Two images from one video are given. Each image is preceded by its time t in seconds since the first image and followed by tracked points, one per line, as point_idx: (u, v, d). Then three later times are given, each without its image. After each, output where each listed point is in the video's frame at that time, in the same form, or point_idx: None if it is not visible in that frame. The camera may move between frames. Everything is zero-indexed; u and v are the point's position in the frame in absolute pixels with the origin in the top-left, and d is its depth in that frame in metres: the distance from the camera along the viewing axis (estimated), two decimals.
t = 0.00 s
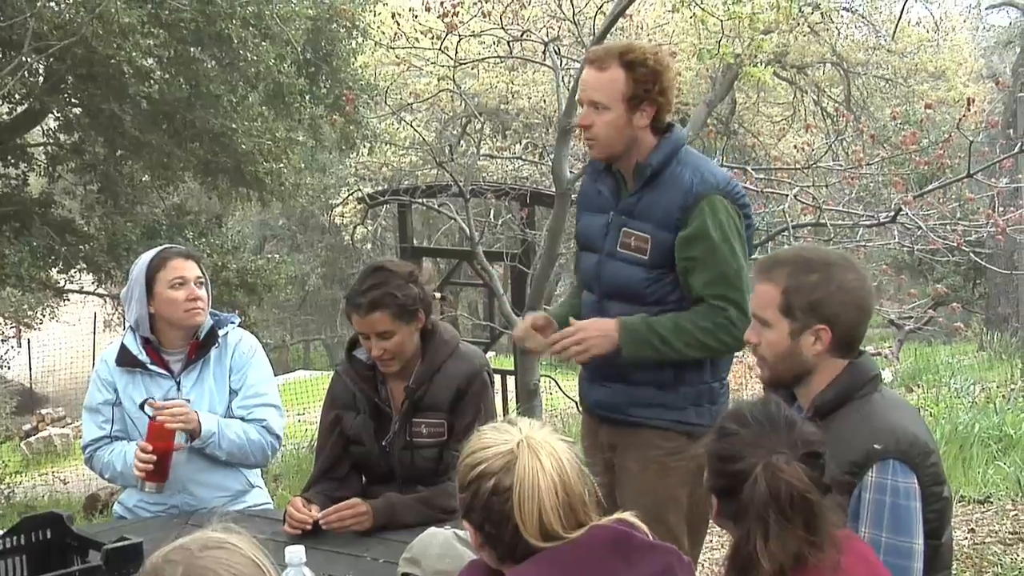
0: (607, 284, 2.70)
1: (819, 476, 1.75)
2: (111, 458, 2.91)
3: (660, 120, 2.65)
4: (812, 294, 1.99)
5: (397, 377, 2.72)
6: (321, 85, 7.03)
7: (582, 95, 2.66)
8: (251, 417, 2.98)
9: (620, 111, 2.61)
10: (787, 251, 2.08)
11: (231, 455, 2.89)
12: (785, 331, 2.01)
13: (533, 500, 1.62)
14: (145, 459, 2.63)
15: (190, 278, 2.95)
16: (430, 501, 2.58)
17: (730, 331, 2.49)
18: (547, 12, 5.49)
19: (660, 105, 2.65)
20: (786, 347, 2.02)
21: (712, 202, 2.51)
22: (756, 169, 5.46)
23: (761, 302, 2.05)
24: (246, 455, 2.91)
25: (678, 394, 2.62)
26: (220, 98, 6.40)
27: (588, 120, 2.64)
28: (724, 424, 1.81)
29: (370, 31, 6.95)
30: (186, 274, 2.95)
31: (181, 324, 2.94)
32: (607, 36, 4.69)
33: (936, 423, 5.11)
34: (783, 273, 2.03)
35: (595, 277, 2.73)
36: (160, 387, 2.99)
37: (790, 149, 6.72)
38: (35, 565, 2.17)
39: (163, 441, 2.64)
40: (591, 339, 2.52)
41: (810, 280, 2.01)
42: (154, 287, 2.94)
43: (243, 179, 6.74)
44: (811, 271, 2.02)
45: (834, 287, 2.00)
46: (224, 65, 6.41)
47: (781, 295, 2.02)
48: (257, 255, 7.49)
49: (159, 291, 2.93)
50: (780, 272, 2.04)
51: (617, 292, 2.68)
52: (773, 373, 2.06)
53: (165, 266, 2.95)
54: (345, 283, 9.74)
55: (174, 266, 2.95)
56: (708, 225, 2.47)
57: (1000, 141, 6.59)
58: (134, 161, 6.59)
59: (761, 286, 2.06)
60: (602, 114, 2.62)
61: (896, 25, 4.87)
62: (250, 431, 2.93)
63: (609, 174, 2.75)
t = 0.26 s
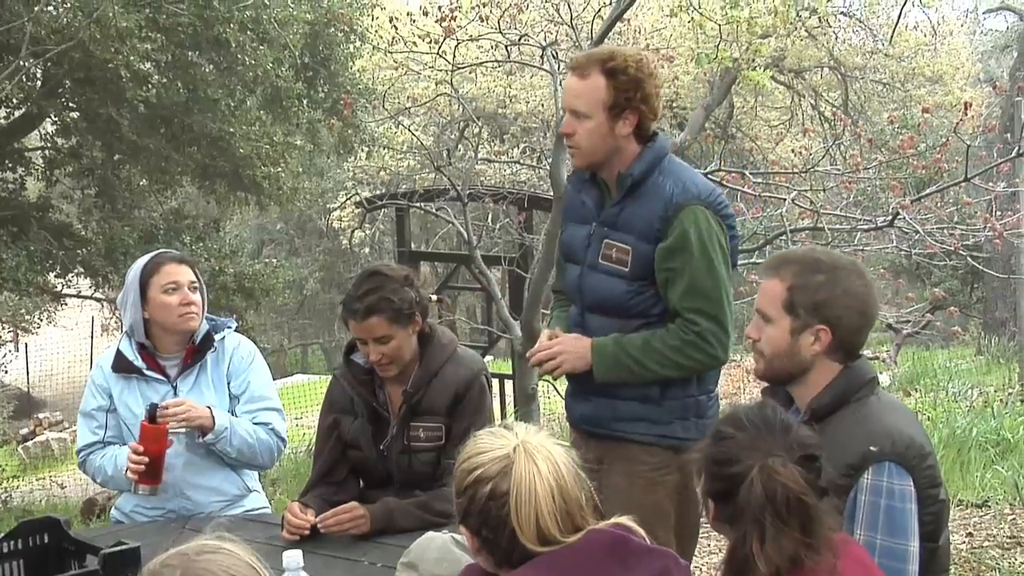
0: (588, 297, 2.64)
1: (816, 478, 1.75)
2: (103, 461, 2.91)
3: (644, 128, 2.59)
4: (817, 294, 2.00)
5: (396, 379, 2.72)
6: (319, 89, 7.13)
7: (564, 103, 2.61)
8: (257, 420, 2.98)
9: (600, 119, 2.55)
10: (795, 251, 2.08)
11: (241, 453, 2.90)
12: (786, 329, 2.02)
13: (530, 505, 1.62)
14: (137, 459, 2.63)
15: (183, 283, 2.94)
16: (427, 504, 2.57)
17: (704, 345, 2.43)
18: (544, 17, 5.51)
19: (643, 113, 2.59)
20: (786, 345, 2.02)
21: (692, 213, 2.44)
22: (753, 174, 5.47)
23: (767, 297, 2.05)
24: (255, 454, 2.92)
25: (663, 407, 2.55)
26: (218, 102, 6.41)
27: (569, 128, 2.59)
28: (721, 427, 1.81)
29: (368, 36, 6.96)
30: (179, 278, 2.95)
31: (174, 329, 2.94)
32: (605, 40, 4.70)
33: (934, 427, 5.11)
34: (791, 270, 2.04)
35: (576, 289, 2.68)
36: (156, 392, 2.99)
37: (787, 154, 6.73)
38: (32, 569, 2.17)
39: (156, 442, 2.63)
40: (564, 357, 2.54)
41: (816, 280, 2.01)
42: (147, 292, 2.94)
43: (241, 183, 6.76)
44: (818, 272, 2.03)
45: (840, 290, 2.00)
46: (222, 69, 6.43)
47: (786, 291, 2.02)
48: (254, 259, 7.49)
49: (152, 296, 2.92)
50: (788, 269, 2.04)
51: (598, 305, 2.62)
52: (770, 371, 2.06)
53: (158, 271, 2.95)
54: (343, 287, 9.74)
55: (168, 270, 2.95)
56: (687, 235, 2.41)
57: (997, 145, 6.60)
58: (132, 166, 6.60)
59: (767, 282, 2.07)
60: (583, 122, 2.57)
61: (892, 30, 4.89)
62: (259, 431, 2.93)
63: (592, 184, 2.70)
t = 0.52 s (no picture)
0: (580, 303, 2.63)
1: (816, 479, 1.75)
2: (101, 464, 2.91)
3: (632, 133, 2.58)
4: (810, 296, 1.99)
5: (394, 381, 2.72)
6: (318, 90, 7.13)
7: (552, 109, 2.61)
8: (254, 423, 2.97)
9: (587, 124, 2.54)
10: (787, 254, 2.08)
11: (238, 458, 2.90)
12: (782, 332, 2.01)
13: (530, 507, 1.62)
14: (146, 462, 2.65)
15: (180, 285, 2.94)
16: (427, 506, 2.58)
17: (696, 352, 2.43)
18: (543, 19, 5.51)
19: (632, 117, 2.58)
20: (783, 348, 2.01)
21: (683, 217, 2.43)
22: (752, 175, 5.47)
23: (760, 303, 2.05)
24: (252, 458, 2.92)
25: (657, 413, 2.54)
26: (217, 102, 6.42)
27: (557, 134, 2.58)
28: (720, 428, 1.81)
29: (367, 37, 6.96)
30: (176, 281, 2.94)
31: (172, 331, 2.93)
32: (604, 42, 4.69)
33: (933, 428, 5.12)
34: (781, 275, 2.03)
35: (568, 295, 2.67)
36: (155, 394, 2.99)
37: (786, 155, 6.73)
38: (30, 570, 2.17)
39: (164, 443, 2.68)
40: (557, 360, 2.54)
41: (807, 283, 2.01)
42: (145, 294, 2.93)
43: (240, 184, 6.78)
44: (810, 274, 2.02)
45: (832, 290, 2.00)
46: (221, 70, 6.43)
47: (780, 295, 2.02)
48: (253, 261, 7.49)
49: (150, 299, 2.92)
50: (780, 274, 2.04)
51: (590, 311, 2.61)
52: (770, 376, 2.06)
53: (155, 274, 2.94)
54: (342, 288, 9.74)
55: (166, 273, 2.94)
56: (678, 240, 2.41)
57: (996, 147, 6.61)
58: (131, 167, 6.59)
59: (760, 287, 2.07)
60: (571, 127, 2.55)
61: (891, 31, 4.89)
62: (256, 435, 2.94)
63: (583, 190, 2.69)
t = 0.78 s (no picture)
0: (580, 304, 2.63)
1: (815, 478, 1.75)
2: (102, 464, 2.91)
3: (631, 135, 2.57)
4: (813, 296, 1.99)
5: (394, 382, 2.71)
6: (317, 90, 7.13)
7: (552, 112, 2.61)
8: (250, 424, 2.97)
9: (584, 126, 2.54)
10: (792, 253, 2.09)
11: (234, 460, 2.90)
12: (784, 332, 2.01)
13: (530, 507, 1.62)
14: (146, 463, 2.65)
15: (179, 286, 2.94)
16: (426, 506, 2.58)
17: (693, 353, 2.42)
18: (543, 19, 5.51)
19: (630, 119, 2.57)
20: (785, 347, 2.01)
21: (679, 219, 2.42)
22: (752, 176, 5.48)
23: (764, 300, 2.05)
24: (248, 460, 2.92)
25: (656, 414, 2.54)
26: (217, 102, 6.42)
27: (556, 137, 2.58)
28: (719, 428, 1.81)
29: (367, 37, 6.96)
30: (175, 282, 2.94)
31: (171, 331, 2.93)
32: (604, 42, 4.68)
33: (933, 428, 5.12)
34: (785, 275, 2.03)
35: (570, 296, 2.67)
36: (154, 394, 2.99)
37: (786, 155, 6.73)
38: (30, 570, 2.17)
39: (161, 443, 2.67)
40: (555, 364, 2.55)
41: (810, 282, 2.01)
42: (144, 294, 2.93)
43: (240, 184, 6.78)
44: (814, 273, 2.02)
45: (835, 290, 2.00)
46: (221, 70, 6.43)
47: (782, 294, 2.02)
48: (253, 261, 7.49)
49: (148, 300, 2.92)
50: (784, 272, 2.04)
51: (590, 312, 2.61)
52: (771, 374, 2.06)
53: (154, 275, 2.94)
54: (342, 289, 9.74)
55: (164, 274, 2.94)
56: (673, 242, 2.40)
57: (996, 147, 6.61)
58: (131, 167, 6.59)
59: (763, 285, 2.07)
60: (569, 130, 2.56)
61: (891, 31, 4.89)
62: (255, 436, 2.94)
63: (583, 191, 2.69)
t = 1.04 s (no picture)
0: (589, 298, 2.64)
1: (816, 478, 1.75)
2: (102, 463, 2.91)
3: (638, 133, 2.57)
4: (818, 295, 1.99)
5: (395, 380, 2.71)
6: (318, 90, 7.14)
7: (558, 110, 2.61)
8: (256, 423, 2.97)
9: (589, 125, 2.55)
10: (796, 252, 2.09)
11: (241, 456, 2.90)
12: (789, 331, 2.01)
13: (530, 505, 1.62)
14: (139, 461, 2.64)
15: (179, 285, 2.94)
16: (427, 506, 2.58)
17: (697, 350, 2.42)
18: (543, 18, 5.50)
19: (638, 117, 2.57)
20: (789, 346, 2.01)
21: (683, 217, 2.42)
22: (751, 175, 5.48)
23: (767, 299, 2.04)
24: (255, 457, 2.92)
25: (661, 407, 2.53)
26: (217, 101, 6.43)
27: (563, 136, 2.59)
28: (719, 428, 1.81)
29: (367, 37, 6.96)
30: (176, 281, 2.94)
31: (172, 331, 2.93)
32: (604, 41, 4.68)
33: (933, 428, 5.11)
34: (790, 274, 2.03)
35: (578, 291, 2.68)
36: (154, 393, 2.99)
37: (786, 153, 6.73)
38: (30, 570, 2.17)
39: (157, 445, 2.65)
40: (564, 350, 2.57)
41: (816, 281, 2.01)
42: (144, 294, 2.93)
43: (240, 183, 6.78)
44: (819, 272, 2.03)
45: (840, 289, 2.00)
46: (221, 70, 6.43)
47: (787, 293, 2.02)
48: (252, 261, 7.49)
49: (149, 300, 2.92)
50: (789, 271, 2.04)
51: (598, 307, 2.62)
52: (774, 374, 2.06)
53: (155, 275, 2.94)
54: (342, 288, 9.74)
55: (165, 274, 2.94)
56: (676, 239, 2.40)
57: (996, 147, 6.61)
58: (131, 166, 6.59)
59: (767, 284, 2.06)
60: (572, 128, 2.57)
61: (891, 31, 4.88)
62: (257, 435, 2.94)
63: (592, 187, 2.69)
